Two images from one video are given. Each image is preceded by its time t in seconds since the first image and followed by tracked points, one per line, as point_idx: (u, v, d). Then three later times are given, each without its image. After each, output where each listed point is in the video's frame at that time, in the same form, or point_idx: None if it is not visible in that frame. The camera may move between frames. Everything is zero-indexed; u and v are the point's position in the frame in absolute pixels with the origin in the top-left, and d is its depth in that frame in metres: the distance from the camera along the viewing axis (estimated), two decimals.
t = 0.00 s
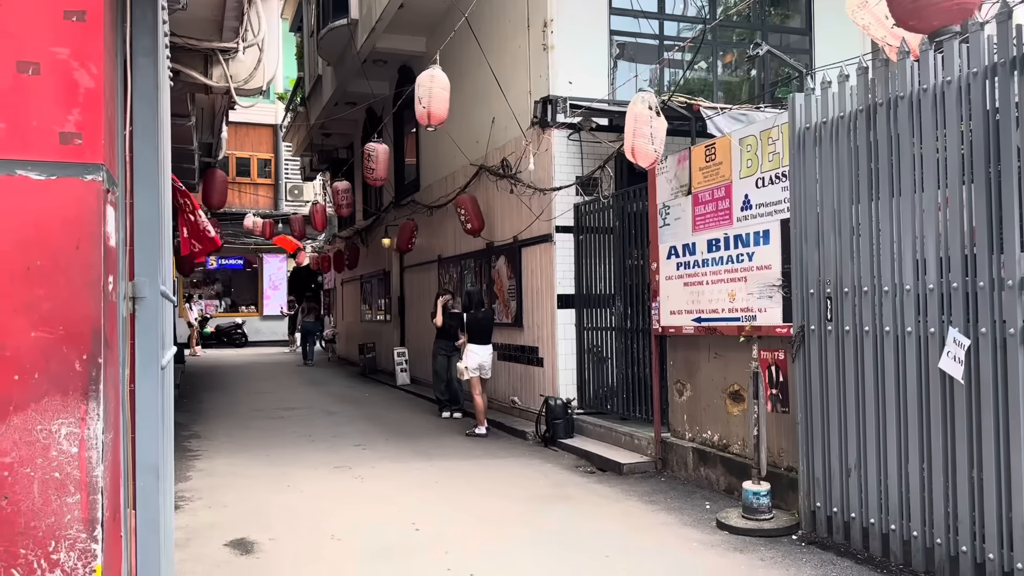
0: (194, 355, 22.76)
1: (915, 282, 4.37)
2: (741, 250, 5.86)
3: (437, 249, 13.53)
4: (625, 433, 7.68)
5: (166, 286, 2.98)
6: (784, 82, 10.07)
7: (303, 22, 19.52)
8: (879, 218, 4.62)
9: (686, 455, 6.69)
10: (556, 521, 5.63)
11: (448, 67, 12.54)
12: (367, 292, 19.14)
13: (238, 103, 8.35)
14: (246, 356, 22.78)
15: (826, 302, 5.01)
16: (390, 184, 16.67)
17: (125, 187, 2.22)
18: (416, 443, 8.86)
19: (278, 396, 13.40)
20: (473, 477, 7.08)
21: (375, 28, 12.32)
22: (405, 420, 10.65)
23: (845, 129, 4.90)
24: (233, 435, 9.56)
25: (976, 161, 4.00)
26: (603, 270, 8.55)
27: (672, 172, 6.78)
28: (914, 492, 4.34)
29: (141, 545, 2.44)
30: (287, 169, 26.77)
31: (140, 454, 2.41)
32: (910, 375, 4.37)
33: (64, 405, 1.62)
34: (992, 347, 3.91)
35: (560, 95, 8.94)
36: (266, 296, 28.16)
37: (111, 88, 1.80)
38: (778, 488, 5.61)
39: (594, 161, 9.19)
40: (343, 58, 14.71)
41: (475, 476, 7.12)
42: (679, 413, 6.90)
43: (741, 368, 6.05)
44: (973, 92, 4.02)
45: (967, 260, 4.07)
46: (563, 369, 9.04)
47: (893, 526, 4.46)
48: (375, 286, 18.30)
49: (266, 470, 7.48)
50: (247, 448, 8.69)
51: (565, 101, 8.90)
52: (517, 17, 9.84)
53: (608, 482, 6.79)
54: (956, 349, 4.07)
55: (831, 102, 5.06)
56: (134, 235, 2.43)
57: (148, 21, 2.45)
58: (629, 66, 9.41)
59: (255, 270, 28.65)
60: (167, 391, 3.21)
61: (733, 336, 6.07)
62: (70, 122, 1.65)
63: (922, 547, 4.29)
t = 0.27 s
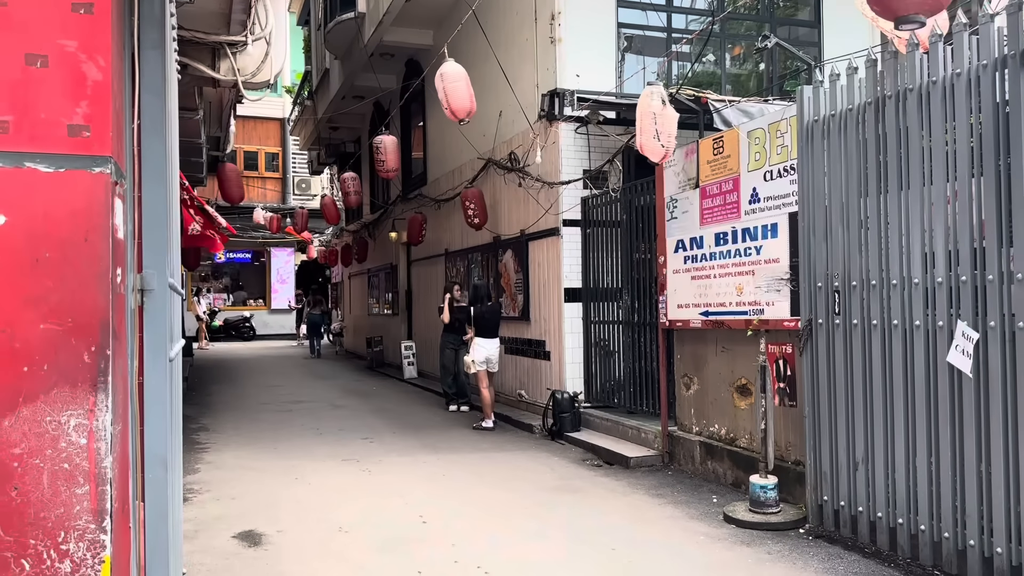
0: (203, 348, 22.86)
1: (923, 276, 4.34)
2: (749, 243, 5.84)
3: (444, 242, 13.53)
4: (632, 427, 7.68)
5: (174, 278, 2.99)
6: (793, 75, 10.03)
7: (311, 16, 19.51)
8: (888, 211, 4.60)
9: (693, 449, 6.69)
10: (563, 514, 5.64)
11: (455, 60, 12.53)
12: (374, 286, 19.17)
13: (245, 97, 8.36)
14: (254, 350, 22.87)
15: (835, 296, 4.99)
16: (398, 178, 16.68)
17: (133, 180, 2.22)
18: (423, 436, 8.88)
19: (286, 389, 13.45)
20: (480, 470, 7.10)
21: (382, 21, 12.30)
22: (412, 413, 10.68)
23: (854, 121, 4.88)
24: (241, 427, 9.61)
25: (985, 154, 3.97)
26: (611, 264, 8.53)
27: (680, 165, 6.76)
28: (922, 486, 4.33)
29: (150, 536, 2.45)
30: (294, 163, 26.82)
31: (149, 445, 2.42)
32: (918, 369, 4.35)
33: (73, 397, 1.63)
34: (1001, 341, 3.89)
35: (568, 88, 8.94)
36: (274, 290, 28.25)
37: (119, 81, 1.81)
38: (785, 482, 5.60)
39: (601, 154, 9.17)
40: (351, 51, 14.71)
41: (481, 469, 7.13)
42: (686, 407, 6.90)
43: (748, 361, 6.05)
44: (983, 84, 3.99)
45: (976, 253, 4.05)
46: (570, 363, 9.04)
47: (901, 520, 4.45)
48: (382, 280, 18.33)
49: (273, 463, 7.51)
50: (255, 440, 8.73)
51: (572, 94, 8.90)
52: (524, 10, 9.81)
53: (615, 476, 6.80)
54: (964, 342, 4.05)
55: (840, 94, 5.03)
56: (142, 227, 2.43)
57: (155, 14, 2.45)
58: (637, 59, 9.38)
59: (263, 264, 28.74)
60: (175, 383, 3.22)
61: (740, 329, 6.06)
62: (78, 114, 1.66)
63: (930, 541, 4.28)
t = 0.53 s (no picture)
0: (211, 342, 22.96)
1: (932, 270, 4.31)
2: (757, 238, 5.81)
3: (452, 237, 13.53)
4: (639, 421, 7.68)
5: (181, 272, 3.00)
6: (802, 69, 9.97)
7: (318, 10, 19.50)
8: (897, 205, 4.57)
9: (700, 443, 6.68)
10: (569, 508, 5.64)
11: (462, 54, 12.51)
12: (382, 280, 19.20)
13: (253, 92, 8.37)
14: (262, 344, 22.95)
15: (843, 290, 4.97)
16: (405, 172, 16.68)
17: (140, 173, 2.23)
18: (430, 430, 8.90)
19: (294, 383, 13.50)
20: (487, 464, 7.11)
21: (389, 16, 12.28)
22: (419, 407, 10.70)
23: (863, 115, 4.84)
24: (250, 421, 9.65)
25: (996, 148, 3.94)
26: (618, 258, 8.51)
27: (687, 159, 6.73)
28: (930, 481, 4.31)
29: (158, 528, 2.46)
30: (302, 157, 26.85)
31: (156, 438, 2.42)
32: (926, 364, 4.33)
33: (80, 389, 1.64)
34: (1011, 336, 3.86)
35: (575, 82, 8.87)
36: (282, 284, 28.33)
37: (126, 74, 1.81)
38: (793, 477, 5.58)
39: (609, 149, 9.14)
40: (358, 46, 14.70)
41: (488, 464, 7.14)
42: (693, 402, 6.89)
43: (756, 355, 6.03)
44: (993, 77, 3.96)
45: (985, 247, 4.02)
46: (577, 357, 9.04)
47: (909, 515, 4.44)
48: (389, 274, 18.36)
49: (281, 456, 7.54)
50: (263, 434, 8.76)
51: (580, 88, 8.81)
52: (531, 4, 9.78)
53: (622, 470, 6.80)
54: (973, 337, 4.02)
55: (849, 88, 5.00)
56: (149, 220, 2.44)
57: (163, 7, 2.45)
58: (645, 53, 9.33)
59: (271, 259, 28.83)
60: (183, 376, 3.24)
61: (748, 324, 6.04)
62: (85, 107, 1.66)
63: (938, 536, 4.26)
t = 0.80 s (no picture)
0: (220, 337, 23.05)
1: (943, 265, 4.28)
2: (765, 232, 5.78)
3: (459, 232, 13.52)
4: (647, 417, 7.67)
5: (190, 265, 3.01)
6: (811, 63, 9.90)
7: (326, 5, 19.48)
8: (907, 199, 4.53)
9: (708, 439, 6.66)
10: (577, 502, 5.64)
11: (470, 48, 12.48)
12: (390, 275, 19.22)
13: (261, 86, 8.37)
14: (270, 339, 23.03)
15: (852, 285, 4.93)
16: (413, 167, 16.67)
17: (148, 165, 2.22)
18: (438, 425, 8.91)
19: (303, 378, 13.54)
20: (494, 459, 7.11)
21: (398, 10, 12.26)
22: (427, 402, 10.72)
23: (873, 109, 4.80)
24: (258, 415, 9.68)
25: (1008, 141, 3.90)
26: (626, 253, 8.49)
27: (696, 154, 6.69)
28: (939, 476, 4.28)
29: (166, 521, 2.46)
30: (310, 152, 26.90)
31: (164, 430, 2.42)
32: (936, 359, 4.30)
33: (88, 381, 1.64)
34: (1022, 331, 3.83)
35: (583, 77, 8.87)
36: (291, 279, 28.43)
37: (133, 67, 1.80)
38: (801, 473, 5.56)
39: (617, 144, 9.10)
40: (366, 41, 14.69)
41: (496, 458, 7.14)
42: (701, 397, 6.87)
43: (764, 351, 6.01)
44: (1005, 71, 3.92)
45: (996, 242, 3.98)
46: (585, 352, 9.03)
47: (918, 511, 4.41)
48: (397, 269, 18.38)
49: (289, 450, 7.57)
50: (271, 428, 8.80)
51: (588, 82, 8.84)
52: None
53: (629, 466, 6.79)
54: (983, 332, 3.99)
55: (859, 82, 4.96)
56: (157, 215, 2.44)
57: None
58: (653, 47, 9.30)
59: (279, 254, 28.92)
60: (192, 370, 3.24)
61: (757, 319, 6.01)
62: (92, 100, 1.66)
63: (947, 532, 4.24)
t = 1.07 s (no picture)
0: (229, 332, 23.15)
1: (953, 261, 4.25)
2: (775, 228, 5.75)
3: (468, 228, 13.52)
4: (655, 412, 7.65)
5: (198, 260, 3.01)
6: (822, 58, 9.82)
7: None
8: (918, 194, 4.49)
9: (717, 434, 6.64)
10: (585, 498, 5.63)
11: (478, 42, 12.45)
12: (398, 271, 19.24)
13: (269, 82, 8.38)
14: (280, 334, 23.11)
15: (863, 281, 4.90)
16: (422, 162, 16.66)
17: (156, 160, 2.22)
18: (446, 420, 8.92)
19: (312, 373, 13.58)
20: (502, 454, 7.11)
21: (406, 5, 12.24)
22: (435, 397, 10.73)
23: (884, 103, 4.76)
24: (267, 410, 9.73)
25: (1020, 136, 3.86)
26: (634, 249, 8.46)
27: (705, 149, 6.66)
28: (949, 472, 4.26)
29: (174, 515, 2.47)
30: (319, 148, 26.94)
31: (172, 424, 2.43)
32: (947, 355, 4.27)
33: (96, 375, 1.65)
34: None
35: (592, 71, 8.84)
36: (300, 274, 28.51)
37: (141, 61, 1.80)
38: (810, 469, 5.54)
39: (626, 139, 9.07)
40: (375, 36, 14.68)
41: (504, 454, 7.15)
42: (710, 393, 6.85)
43: (774, 346, 5.98)
44: (1017, 64, 3.88)
45: (1008, 237, 3.95)
46: (593, 348, 9.01)
47: (928, 507, 4.38)
48: (406, 265, 18.39)
49: (298, 445, 7.60)
50: (280, 423, 8.83)
51: (596, 77, 8.80)
52: None
53: (638, 461, 6.78)
54: (994, 328, 3.96)
55: (870, 76, 4.92)
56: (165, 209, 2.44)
57: None
58: (663, 41, 9.25)
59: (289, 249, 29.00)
60: (200, 364, 3.25)
61: (766, 315, 5.98)
62: (100, 94, 1.66)
63: (957, 528, 4.21)
